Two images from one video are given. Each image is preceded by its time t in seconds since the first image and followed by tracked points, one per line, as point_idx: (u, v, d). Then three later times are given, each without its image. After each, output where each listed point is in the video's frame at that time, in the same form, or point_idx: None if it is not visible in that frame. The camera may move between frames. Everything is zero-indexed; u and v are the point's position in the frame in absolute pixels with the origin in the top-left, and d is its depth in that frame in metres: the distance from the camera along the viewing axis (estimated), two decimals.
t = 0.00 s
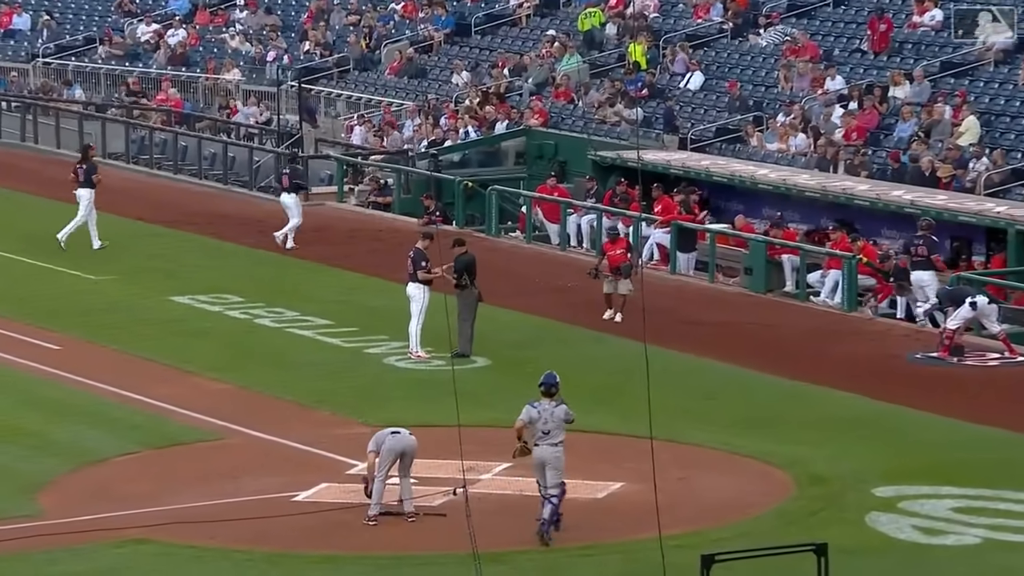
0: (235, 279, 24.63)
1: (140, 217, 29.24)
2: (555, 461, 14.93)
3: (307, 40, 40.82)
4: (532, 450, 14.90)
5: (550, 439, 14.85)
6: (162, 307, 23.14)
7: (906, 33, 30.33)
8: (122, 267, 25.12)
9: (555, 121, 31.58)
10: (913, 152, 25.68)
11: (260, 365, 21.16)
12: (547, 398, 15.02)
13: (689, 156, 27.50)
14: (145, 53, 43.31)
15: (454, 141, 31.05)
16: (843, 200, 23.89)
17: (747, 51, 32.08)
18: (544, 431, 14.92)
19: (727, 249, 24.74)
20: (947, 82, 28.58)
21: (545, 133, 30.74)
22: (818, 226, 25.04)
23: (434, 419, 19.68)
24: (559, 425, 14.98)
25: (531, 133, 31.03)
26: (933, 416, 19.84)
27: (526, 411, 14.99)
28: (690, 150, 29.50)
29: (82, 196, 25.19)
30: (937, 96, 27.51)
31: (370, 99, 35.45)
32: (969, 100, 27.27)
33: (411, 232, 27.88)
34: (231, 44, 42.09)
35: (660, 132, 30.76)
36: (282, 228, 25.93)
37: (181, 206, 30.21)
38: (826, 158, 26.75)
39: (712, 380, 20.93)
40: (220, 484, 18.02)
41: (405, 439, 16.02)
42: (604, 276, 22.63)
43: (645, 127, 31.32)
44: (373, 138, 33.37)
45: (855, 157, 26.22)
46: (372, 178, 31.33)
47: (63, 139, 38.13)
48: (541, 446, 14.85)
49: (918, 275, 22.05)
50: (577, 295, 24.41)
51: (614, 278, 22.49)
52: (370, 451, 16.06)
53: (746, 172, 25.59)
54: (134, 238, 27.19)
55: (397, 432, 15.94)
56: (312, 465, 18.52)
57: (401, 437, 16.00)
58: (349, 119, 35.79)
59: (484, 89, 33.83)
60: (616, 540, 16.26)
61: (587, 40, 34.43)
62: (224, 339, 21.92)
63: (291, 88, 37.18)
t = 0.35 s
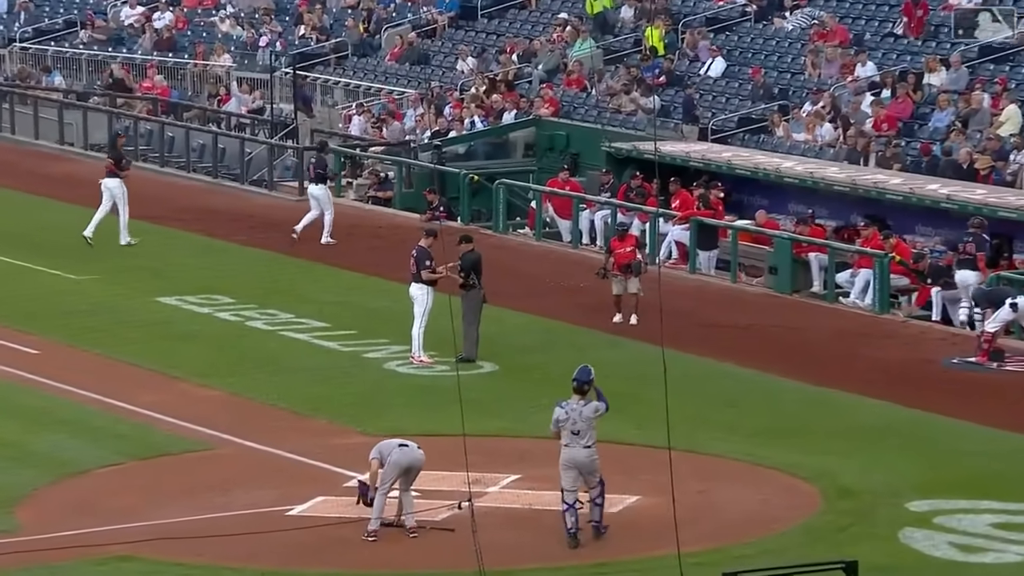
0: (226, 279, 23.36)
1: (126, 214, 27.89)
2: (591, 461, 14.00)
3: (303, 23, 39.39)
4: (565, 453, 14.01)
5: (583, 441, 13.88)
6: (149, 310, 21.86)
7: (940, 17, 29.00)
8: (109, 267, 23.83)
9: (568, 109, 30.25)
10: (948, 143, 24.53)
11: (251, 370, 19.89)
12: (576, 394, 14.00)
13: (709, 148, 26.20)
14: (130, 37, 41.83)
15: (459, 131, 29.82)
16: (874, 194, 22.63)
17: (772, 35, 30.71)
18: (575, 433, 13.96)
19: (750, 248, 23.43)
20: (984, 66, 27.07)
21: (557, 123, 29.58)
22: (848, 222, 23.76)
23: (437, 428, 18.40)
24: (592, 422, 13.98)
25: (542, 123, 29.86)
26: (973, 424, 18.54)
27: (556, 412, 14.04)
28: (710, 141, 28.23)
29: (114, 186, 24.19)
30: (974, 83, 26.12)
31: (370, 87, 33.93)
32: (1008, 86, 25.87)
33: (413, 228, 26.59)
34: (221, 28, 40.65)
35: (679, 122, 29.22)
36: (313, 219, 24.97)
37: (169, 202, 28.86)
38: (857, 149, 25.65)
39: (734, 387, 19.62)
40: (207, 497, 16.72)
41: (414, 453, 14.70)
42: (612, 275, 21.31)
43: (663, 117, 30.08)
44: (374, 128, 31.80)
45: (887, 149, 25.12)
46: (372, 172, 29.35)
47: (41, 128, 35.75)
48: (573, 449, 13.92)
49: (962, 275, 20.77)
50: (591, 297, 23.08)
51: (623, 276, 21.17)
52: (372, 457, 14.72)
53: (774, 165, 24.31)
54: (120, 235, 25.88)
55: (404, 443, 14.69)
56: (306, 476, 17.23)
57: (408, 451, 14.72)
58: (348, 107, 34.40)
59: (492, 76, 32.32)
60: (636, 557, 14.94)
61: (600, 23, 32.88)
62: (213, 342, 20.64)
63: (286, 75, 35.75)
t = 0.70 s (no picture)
0: (215, 279, 22.16)
1: (109, 210, 26.64)
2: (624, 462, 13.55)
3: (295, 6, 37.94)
4: (596, 455, 13.53)
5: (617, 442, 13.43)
6: (134, 312, 20.66)
7: None
8: (92, 266, 22.62)
9: (582, 98, 28.95)
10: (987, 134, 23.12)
11: (241, 376, 18.70)
12: (610, 394, 13.56)
13: (730, 139, 24.94)
14: (111, 22, 40.38)
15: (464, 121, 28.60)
16: (906, 188, 21.39)
17: (797, 15, 28.95)
18: (608, 434, 13.49)
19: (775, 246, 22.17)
20: None
21: (568, 112, 28.32)
22: (878, 219, 22.52)
23: (438, 440, 17.17)
24: (625, 423, 13.54)
25: (552, 113, 28.59)
26: (1012, 435, 17.29)
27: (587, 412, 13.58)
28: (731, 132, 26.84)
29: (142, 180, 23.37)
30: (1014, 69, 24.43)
31: (369, 75, 32.53)
32: None
33: (414, 224, 25.36)
34: (209, 11, 39.21)
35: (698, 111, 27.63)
36: (338, 214, 24.22)
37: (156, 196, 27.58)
38: (888, 140, 24.25)
39: (757, 394, 18.39)
40: (190, 511, 15.49)
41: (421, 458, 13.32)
42: (629, 274, 20.15)
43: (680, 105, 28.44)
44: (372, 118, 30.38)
45: (920, 140, 23.67)
46: (371, 164, 28.29)
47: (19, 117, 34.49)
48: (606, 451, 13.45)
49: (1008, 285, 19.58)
50: (603, 297, 21.84)
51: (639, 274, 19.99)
52: (380, 445, 13.33)
53: (804, 158, 23.03)
54: (104, 231, 24.66)
55: (417, 447, 13.28)
56: (300, 489, 16.01)
57: (417, 457, 13.32)
58: (344, 95, 32.99)
59: (498, 63, 30.87)
60: None
61: (613, 4, 31.40)
62: (201, 347, 19.45)
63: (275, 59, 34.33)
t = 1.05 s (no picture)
0: (202, 279, 21.00)
1: (88, 205, 25.45)
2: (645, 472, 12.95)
3: None
4: (616, 464, 12.89)
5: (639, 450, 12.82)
6: (115, 315, 19.49)
7: None
8: (71, 267, 21.44)
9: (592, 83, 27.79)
10: None
11: (228, 383, 17.54)
12: (627, 399, 12.96)
13: (752, 130, 23.78)
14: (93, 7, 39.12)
15: (467, 111, 27.35)
16: (942, 183, 20.24)
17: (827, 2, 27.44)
18: (628, 441, 12.89)
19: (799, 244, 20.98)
20: None
21: (578, 102, 27.23)
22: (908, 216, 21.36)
23: (439, 452, 16.00)
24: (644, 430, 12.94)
25: (560, 102, 27.48)
26: None
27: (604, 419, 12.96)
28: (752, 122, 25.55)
29: (172, 175, 22.31)
30: None
31: (364, 61, 31.36)
32: None
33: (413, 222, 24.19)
34: None
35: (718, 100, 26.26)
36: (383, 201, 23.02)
37: (140, 189, 26.38)
38: (920, 131, 23.05)
39: (780, 403, 17.22)
40: (170, 527, 14.29)
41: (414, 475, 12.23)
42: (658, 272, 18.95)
43: (698, 94, 26.96)
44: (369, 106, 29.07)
45: (957, 132, 22.55)
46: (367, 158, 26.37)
47: None
48: (627, 459, 12.83)
49: None
50: (616, 299, 20.69)
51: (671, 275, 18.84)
52: (388, 449, 12.03)
53: (833, 151, 21.89)
54: (84, 228, 23.49)
55: (414, 464, 12.16)
56: (291, 504, 14.83)
57: (409, 473, 12.20)
58: (338, 83, 31.78)
59: (504, 48, 29.63)
60: None
61: None
62: (186, 353, 18.28)
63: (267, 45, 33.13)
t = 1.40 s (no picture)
0: (188, 281, 19.91)
1: (62, 202, 24.28)
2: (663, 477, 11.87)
3: None
4: (632, 468, 11.79)
5: (659, 451, 11.76)
6: (96, 320, 18.37)
7: None
8: (50, 269, 20.32)
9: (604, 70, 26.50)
10: None
11: (214, 392, 16.44)
12: (643, 398, 11.83)
13: (776, 122, 22.68)
14: None
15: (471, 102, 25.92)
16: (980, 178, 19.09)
17: None
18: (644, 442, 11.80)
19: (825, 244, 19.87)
20: None
21: (590, 92, 25.85)
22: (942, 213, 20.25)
23: (441, 467, 14.88)
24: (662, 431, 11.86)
25: (571, 92, 26.12)
26: None
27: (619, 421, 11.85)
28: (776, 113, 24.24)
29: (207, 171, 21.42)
30: None
31: (361, 48, 30.29)
32: None
33: (413, 220, 23.09)
34: None
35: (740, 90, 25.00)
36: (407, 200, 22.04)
37: (123, 186, 25.24)
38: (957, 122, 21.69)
39: (806, 413, 16.12)
40: (148, 547, 13.14)
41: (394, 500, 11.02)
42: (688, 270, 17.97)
43: (718, 83, 25.85)
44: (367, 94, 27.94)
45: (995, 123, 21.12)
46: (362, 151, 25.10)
47: None
48: (647, 462, 11.74)
49: None
50: (629, 303, 19.57)
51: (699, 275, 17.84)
52: (394, 473, 10.76)
53: (864, 143, 20.78)
54: (63, 226, 22.40)
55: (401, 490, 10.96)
56: (282, 521, 13.70)
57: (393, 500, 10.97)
58: (334, 71, 30.68)
59: (511, 35, 28.46)
60: None
61: None
62: (170, 361, 17.17)
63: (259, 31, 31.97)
